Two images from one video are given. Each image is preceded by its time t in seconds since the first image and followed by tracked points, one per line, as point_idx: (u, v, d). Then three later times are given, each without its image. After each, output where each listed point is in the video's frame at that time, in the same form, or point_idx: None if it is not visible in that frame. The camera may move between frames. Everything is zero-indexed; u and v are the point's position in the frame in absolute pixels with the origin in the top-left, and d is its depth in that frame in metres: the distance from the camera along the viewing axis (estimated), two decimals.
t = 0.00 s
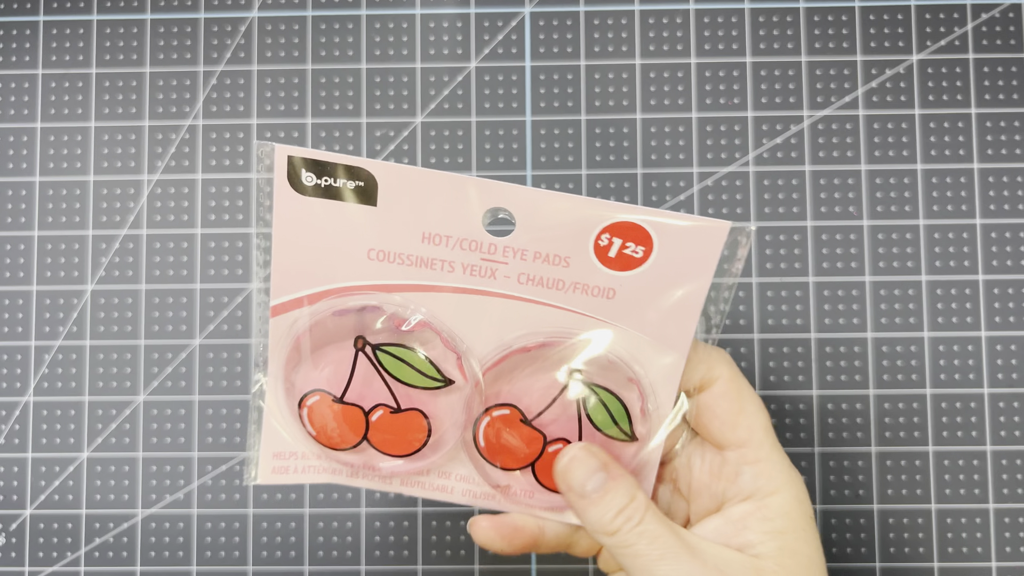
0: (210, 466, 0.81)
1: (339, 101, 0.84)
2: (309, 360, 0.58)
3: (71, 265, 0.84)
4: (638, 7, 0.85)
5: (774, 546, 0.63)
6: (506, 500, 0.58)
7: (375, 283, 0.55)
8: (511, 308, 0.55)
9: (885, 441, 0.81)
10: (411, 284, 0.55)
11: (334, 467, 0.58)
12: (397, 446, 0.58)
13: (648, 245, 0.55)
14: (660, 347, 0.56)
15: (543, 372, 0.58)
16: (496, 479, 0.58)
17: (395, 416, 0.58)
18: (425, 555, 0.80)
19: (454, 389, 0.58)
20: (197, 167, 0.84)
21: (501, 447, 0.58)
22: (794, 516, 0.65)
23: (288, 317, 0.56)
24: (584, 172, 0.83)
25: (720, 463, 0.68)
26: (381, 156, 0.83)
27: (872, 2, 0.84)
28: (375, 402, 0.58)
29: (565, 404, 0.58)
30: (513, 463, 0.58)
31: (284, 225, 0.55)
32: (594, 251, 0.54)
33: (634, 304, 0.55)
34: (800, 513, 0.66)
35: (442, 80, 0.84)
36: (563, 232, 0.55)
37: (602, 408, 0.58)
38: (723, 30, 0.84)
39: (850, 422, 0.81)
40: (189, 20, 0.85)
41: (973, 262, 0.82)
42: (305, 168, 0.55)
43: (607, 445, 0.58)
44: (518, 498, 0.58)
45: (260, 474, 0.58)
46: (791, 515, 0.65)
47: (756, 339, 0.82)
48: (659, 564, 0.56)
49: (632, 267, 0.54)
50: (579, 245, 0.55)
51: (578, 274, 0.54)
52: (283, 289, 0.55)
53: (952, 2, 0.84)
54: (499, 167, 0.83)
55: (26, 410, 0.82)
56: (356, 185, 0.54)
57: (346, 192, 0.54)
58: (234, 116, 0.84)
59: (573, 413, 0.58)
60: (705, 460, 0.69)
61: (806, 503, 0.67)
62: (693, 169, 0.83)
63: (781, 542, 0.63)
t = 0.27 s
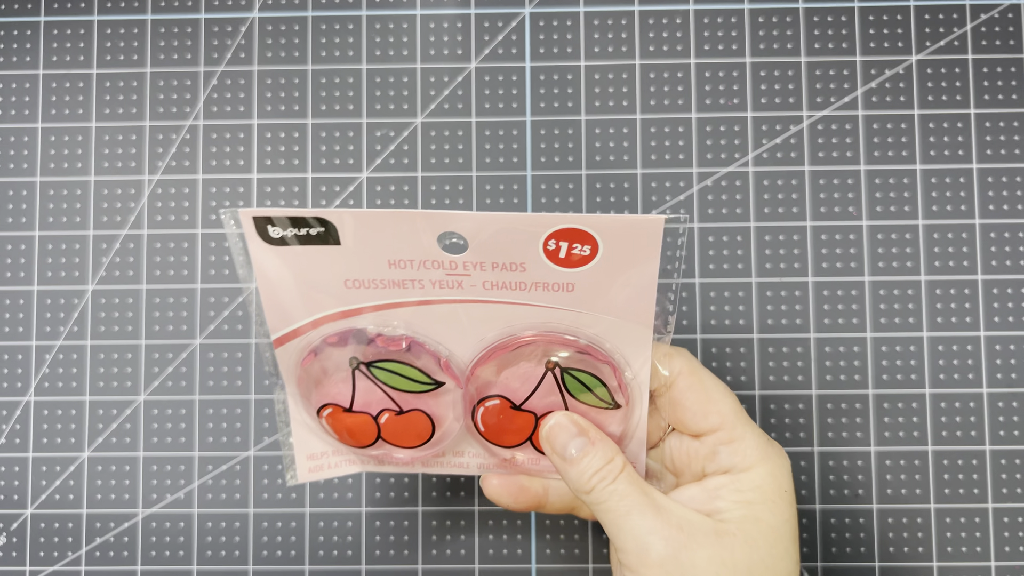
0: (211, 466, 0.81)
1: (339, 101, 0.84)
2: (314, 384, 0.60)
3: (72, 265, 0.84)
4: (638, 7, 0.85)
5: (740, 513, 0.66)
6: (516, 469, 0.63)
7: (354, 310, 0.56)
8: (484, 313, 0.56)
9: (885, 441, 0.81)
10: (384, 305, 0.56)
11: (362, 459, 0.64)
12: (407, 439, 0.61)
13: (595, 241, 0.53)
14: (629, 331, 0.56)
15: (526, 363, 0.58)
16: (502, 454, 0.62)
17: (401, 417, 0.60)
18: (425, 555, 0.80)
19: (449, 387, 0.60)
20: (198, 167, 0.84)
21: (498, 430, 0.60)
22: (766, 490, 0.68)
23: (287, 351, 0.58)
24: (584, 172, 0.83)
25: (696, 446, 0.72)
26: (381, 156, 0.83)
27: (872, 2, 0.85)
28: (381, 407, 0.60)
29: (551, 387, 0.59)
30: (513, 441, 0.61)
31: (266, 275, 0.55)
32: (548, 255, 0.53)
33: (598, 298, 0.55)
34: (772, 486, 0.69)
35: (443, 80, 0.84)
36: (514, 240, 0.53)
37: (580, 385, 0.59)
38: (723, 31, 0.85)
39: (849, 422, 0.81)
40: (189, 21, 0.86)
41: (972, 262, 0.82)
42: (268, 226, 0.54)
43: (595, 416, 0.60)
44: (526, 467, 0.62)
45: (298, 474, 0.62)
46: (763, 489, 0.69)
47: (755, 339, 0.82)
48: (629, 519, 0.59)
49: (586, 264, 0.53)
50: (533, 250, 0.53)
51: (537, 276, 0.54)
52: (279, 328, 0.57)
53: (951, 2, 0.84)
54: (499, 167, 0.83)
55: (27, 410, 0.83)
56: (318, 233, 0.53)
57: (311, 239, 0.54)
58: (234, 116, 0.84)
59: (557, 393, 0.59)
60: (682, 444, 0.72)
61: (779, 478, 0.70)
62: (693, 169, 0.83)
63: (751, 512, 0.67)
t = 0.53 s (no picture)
0: (211, 465, 0.81)
1: (340, 101, 0.84)
2: (324, 381, 0.59)
3: (73, 265, 0.84)
4: (638, 8, 0.85)
5: (746, 507, 0.66)
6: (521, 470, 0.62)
7: (373, 304, 0.57)
8: (501, 312, 0.57)
9: (884, 441, 0.81)
10: (403, 301, 0.57)
11: (366, 459, 0.64)
12: (415, 438, 0.60)
13: (613, 241, 0.54)
14: (639, 331, 0.58)
15: (535, 362, 0.58)
16: (508, 454, 0.61)
17: (410, 415, 0.60)
18: (426, 555, 0.80)
19: (461, 385, 0.60)
20: (199, 167, 0.84)
21: (507, 428, 0.60)
22: (770, 483, 0.68)
23: (303, 346, 0.58)
24: (584, 172, 0.83)
25: (699, 442, 0.72)
26: (381, 156, 0.84)
27: (871, 2, 0.85)
28: (391, 405, 0.59)
29: (560, 385, 0.58)
30: (522, 441, 0.60)
31: (287, 268, 0.56)
32: (567, 254, 0.55)
33: (613, 297, 0.56)
34: (778, 480, 0.69)
35: (443, 80, 0.84)
36: (536, 238, 0.55)
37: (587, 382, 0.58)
38: (723, 31, 0.85)
39: (849, 422, 0.81)
40: (190, 21, 0.86)
41: (971, 262, 0.83)
42: (297, 217, 0.55)
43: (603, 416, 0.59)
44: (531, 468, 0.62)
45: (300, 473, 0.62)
46: (768, 482, 0.68)
47: (755, 339, 0.82)
48: (637, 515, 0.58)
49: (602, 263, 0.55)
50: (553, 248, 0.55)
51: (554, 275, 0.55)
52: (296, 322, 0.57)
53: (951, 3, 0.84)
54: (499, 168, 0.83)
55: (27, 410, 0.83)
56: (344, 226, 0.55)
57: (336, 232, 0.55)
58: (235, 117, 0.85)
59: (566, 391, 0.59)
60: (685, 440, 0.73)
61: (783, 472, 0.70)
62: (693, 169, 0.83)
63: (758, 505, 0.66)
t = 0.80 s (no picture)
0: (211, 466, 0.81)
1: (340, 101, 0.84)
2: (309, 418, 0.59)
3: (73, 265, 0.84)
4: (638, 8, 0.85)
5: (743, 505, 0.67)
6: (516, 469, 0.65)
7: (339, 335, 0.55)
8: (469, 324, 0.55)
9: (884, 441, 0.81)
10: (367, 328, 0.55)
11: (366, 484, 0.64)
12: (408, 458, 0.62)
13: (563, 238, 0.52)
14: (610, 322, 0.56)
15: (512, 366, 0.58)
16: (501, 459, 0.63)
17: (399, 436, 0.61)
18: (426, 555, 0.80)
19: (442, 399, 0.60)
20: (199, 167, 0.84)
21: (492, 436, 0.61)
22: (766, 482, 0.69)
23: (279, 388, 0.58)
24: (584, 172, 0.83)
25: (690, 450, 0.71)
26: (381, 156, 0.84)
27: (871, 2, 0.85)
28: (378, 430, 0.60)
29: (539, 388, 0.59)
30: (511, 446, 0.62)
31: (246, 319, 0.55)
32: (519, 260, 0.52)
33: (577, 297, 0.54)
34: (771, 479, 0.70)
35: (443, 80, 0.84)
36: (484, 250, 0.52)
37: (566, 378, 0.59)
38: (723, 31, 0.85)
39: (849, 422, 0.81)
40: (190, 22, 0.86)
41: (971, 262, 0.83)
42: (244, 265, 0.54)
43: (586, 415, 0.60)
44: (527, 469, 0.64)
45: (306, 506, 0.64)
46: (763, 481, 0.69)
47: (755, 339, 0.82)
48: (644, 508, 0.59)
49: (557, 262, 0.52)
50: (503, 256, 0.52)
51: (514, 281, 0.53)
52: (269, 366, 0.57)
53: (951, 3, 0.84)
54: (499, 168, 0.83)
55: (28, 410, 0.83)
56: (292, 267, 0.53)
57: (284, 273, 0.53)
58: (235, 117, 0.85)
59: (547, 390, 0.59)
60: (675, 448, 0.72)
61: (776, 470, 0.71)
62: (693, 169, 0.83)
63: (753, 504, 0.67)
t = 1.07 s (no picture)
0: (211, 466, 0.81)
1: (340, 101, 0.84)
2: (333, 361, 0.69)
3: (73, 265, 0.84)
4: (638, 8, 0.85)
5: (735, 502, 0.67)
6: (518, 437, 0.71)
7: (356, 296, 0.62)
8: (466, 303, 0.60)
9: (884, 441, 0.81)
10: (379, 292, 0.62)
11: (383, 424, 0.75)
12: (418, 408, 0.71)
13: (550, 241, 0.53)
14: (599, 320, 0.58)
15: (508, 350, 0.62)
16: (502, 426, 0.70)
17: (410, 389, 0.70)
18: (425, 555, 0.80)
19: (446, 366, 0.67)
20: (199, 167, 0.84)
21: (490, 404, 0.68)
22: (752, 485, 0.70)
23: (309, 333, 0.68)
24: (584, 172, 0.83)
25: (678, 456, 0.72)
26: (381, 156, 0.84)
27: (871, 2, 0.85)
28: (392, 381, 0.69)
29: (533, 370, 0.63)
30: (508, 416, 0.68)
31: (276, 268, 0.62)
32: (509, 255, 0.55)
33: (565, 291, 0.57)
34: (758, 482, 0.70)
35: (443, 80, 0.84)
36: (475, 243, 0.55)
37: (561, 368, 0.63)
38: (723, 32, 0.85)
39: (849, 422, 0.82)
40: (190, 22, 0.86)
41: (971, 262, 0.83)
42: (269, 228, 0.60)
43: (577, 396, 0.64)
44: (525, 437, 0.71)
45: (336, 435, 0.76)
46: (750, 484, 0.70)
47: (755, 338, 0.82)
48: (653, 490, 0.60)
49: (544, 261, 0.55)
50: (494, 250, 0.55)
51: (504, 273, 0.56)
52: (299, 314, 0.66)
53: (951, 3, 0.84)
54: (499, 168, 0.83)
55: (28, 410, 0.83)
56: (310, 235, 0.59)
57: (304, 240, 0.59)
58: (235, 117, 0.85)
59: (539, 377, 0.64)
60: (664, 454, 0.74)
61: (761, 475, 0.71)
62: (693, 169, 0.83)
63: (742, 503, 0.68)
